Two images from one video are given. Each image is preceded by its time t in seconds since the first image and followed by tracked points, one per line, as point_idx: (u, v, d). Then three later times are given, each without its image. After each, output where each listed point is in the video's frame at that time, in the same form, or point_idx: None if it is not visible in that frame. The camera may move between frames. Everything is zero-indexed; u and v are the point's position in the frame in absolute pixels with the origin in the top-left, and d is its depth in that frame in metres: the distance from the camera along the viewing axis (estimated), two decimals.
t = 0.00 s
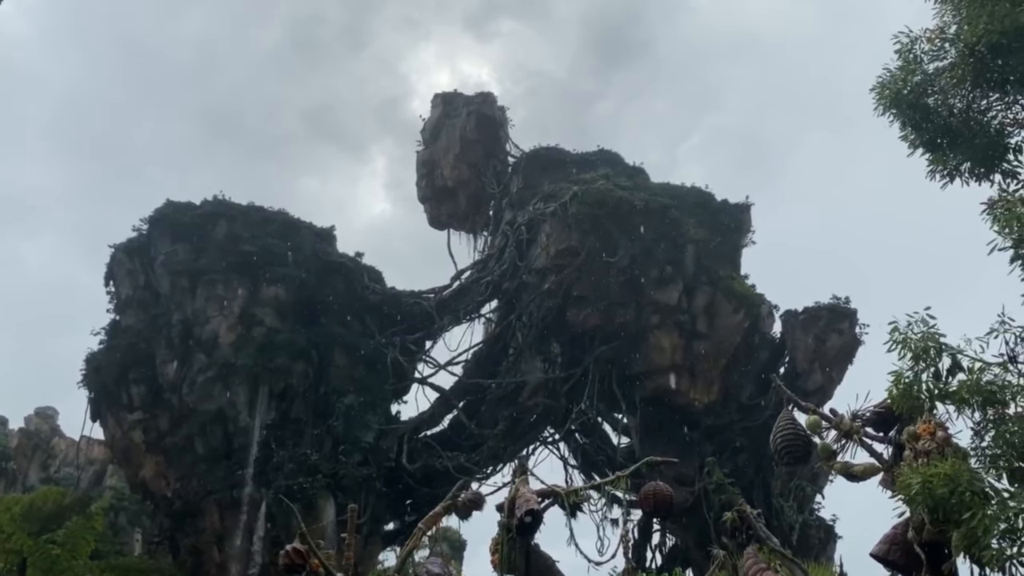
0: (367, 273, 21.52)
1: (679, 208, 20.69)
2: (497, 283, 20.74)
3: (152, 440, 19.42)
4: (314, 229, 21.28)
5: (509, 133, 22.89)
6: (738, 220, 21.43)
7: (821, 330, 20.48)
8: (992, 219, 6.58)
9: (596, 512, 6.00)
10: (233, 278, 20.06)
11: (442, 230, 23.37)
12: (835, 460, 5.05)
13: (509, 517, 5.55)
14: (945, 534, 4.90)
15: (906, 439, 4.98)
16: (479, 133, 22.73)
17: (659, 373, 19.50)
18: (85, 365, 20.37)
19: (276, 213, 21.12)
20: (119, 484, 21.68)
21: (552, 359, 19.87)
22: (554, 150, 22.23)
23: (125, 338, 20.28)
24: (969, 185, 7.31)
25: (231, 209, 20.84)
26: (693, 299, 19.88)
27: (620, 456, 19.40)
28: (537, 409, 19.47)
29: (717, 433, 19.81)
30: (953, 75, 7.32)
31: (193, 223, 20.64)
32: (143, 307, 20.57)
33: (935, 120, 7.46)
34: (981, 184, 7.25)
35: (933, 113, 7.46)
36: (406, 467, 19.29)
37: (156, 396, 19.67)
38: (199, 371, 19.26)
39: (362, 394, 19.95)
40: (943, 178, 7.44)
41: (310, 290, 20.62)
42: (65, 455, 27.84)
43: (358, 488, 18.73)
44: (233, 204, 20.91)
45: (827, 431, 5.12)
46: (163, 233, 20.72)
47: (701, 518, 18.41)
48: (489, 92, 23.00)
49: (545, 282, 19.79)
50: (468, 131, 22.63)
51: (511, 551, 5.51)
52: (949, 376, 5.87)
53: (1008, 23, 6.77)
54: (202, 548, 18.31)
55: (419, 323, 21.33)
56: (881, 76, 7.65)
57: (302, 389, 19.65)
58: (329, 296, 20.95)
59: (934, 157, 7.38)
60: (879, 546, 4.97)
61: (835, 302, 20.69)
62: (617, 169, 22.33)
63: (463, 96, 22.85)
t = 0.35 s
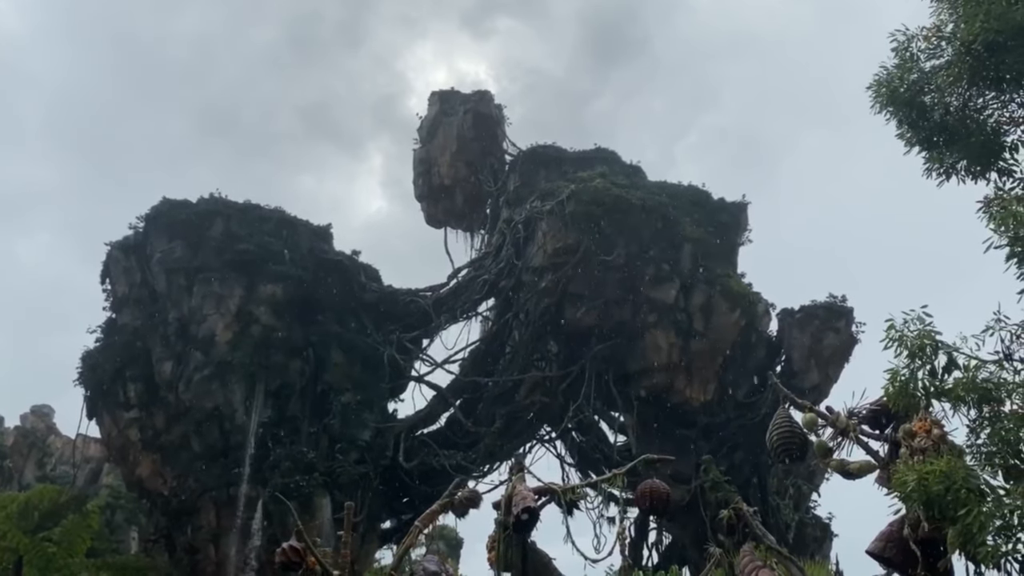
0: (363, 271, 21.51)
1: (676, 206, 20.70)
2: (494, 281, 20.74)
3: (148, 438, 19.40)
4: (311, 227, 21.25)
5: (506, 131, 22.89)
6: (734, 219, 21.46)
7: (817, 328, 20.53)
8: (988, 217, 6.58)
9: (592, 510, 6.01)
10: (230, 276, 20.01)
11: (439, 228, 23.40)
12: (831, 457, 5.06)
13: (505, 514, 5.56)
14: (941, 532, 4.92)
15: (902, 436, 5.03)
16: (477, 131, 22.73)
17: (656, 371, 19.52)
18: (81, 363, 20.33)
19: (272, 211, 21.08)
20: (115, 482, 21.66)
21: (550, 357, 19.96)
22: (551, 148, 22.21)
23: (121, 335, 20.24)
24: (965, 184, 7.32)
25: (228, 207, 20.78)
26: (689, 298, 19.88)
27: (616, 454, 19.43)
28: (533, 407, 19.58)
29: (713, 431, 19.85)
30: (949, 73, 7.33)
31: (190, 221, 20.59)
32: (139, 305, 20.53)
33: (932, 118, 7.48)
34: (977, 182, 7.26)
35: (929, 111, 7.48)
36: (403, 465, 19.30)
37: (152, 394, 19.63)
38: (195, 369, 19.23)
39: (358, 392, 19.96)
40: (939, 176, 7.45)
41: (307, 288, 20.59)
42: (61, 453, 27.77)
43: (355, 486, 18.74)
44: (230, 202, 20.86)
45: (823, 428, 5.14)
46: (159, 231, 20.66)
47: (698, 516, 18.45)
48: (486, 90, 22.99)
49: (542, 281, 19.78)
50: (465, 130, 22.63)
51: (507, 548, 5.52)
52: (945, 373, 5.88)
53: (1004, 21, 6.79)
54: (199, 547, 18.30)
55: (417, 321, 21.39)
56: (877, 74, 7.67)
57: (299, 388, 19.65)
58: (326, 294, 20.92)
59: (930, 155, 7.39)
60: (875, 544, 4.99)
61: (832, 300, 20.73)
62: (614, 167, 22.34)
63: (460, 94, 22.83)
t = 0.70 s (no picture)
0: (360, 265, 21.48)
1: (673, 201, 20.67)
2: (491, 276, 20.74)
3: (145, 433, 19.38)
4: (308, 221, 21.20)
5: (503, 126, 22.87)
6: (731, 214, 21.47)
7: (814, 323, 20.56)
8: (985, 211, 6.58)
9: (589, 505, 6.01)
10: (226, 270, 19.94)
11: (436, 222, 23.38)
12: (828, 451, 5.06)
13: (501, 508, 5.54)
14: (937, 525, 4.90)
15: (898, 429, 4.97)
16: (474, 125, 22.69)
17: (652, 366, 19.52)
18: (77, 357, 20.31)
19: (269, 204, 21.01)
20: (111, 476, 21.67)
21: (546, 351, 19.86)
22: (548, 142, 22.18)
23: (117, 330, 20.21)
24: (962, 178, 7.31)
25: (224, 202, 20.72)
26: (686, 293, 19.87)
27: (612, 448, 19.45)
28: (530, 402, 19.63)
29: (710, 425, 19.87)
30: (947, 67, 7.32)
31: (186, 215, 20.52)
32: (135, 300, 20.49)
33: (929, 112, 7.47)
34: (974, 177, 7.25)
35: (927, 105, 7.48)
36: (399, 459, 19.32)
37: (149, 388, 19.61)
38: (192, 364, 19.21)
39: (355, 387, 19.96)
40: (936, 170, 7.44)
41: (303, 282, 20.54)
42: (57, 447, 27.74)
43: (352, 480, 18.76)
44: (226, 196, 20.79)
45: (819, 422, 5.14)
46: (155, 225, 20.58)
47: (694, 510, 18.52)
48: (484, 84, 22.95)
49: (539, 275, 19.76)
50: (462, 124, 22.59)
51: (503, 543, 5.54)
52: (941, 367, 5.89)
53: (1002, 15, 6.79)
54: (196, 541, 18.35)
55: (414, 316, 21.49)
56: (874, 68, 7.68)
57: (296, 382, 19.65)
58: (323, 288, 20.88)
59: (928, 149, 7.39)
60: (871, 537, 4.91)
61: (829, 295, 20.76)
62: (612, 162, 22.33)
63: (457, 87, 22.78)
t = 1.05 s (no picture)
0: (357, 256, 21.46)
1: (671, 192, 20.66)
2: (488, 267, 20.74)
3: (143, 423, 19.42)
4: (305, 212, 21.16)
5: (501, 117, 22.84)
6: (729, 205, 21.47)
7: (811, 314, 20.60)
8: (982, 201, 6.59)
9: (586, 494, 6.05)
10: (223, 261, 19.92)
11: (433, 213, 23.38)
12: (824, 442, 5.08)
13: (499, 497, 5.54)
14: (932, 515, 4.96)
15: (894, 420, 5.09)
16: (471, 115, 22.66)
17: (649, 357, 19.55)
18: (75, 348, 20.33)
19: (266, 195, 20.97)
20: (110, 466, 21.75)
21: (544, 342, 19.99)
22: (546, 133, 22.16)
23: (115, 320, 20.22)
24: (959, 168, 7.33)
25: (221, 192, 20.68)
26: (683, 284, 19.87)
27: (610, 439, 19.51)
28: (528, 393, 19.69)
29: (707, 416, 19.96)
30: (945, 57, 7.33)
31: (182, 205, 20.40)
32: (133, 290, 20.50)
33: (927, 102, 7.47)
34: (971, 167, 7.27)
35: (925, 95, 7.48)
36: (397, 450, 19.36)
37: (147, 379, 19.63)
38: (189, 354, 19.20)
39: (353, 377, 20.00)
40: (934, 160, 7.46)
41: (301, 273, 20.53)
42: (55, 437, 27.81)
43: (350, 470, 18.79)
44: (223, 187, 20.74)
45: (816, 413, 5.15)
46: (153, 215, 20.56)
47: (691, 500, 18.59)
48: (481, 75, 22.91)
49: (537, 266, 19.76)
50: (460, 114, 22.55)
51: (501, 532, 5.59)
52: (938, 358, 5.91)
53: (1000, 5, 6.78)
54: (194, 531, 18.38)
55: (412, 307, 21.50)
56: (873, 58, 7.69)
57: (293, 373, 19.66)
58: (321, 279, 20.88)
59: (925, 140, 7.40)
60: (867, 526, 5.02)
61: (826, 286, 20.78)
62: (610, 153, 22.31)
63: (455, 78, 22.74)
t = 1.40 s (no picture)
0: (356, 242, 21.43)
1: (670, 177, 20.60)
2: (487, 253, 20.70)
3: (142, 408, 19.45)
4: (303, 198, 21.08)
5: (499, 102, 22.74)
6: (727, 190, 21.43)
7: (809, 300, 20.61)
8: (981, 186, 6.58)
9: (583, 479, 6.09)
10: (221, 247, 19.88)
11: (431, 199, 23.33)
12: (821, 426, 5.09)
13: (498, 482, 5.62)
14: (929, 499, 4.96)
15: (892, 405, 5.05)
16: (469, 100, 22.56)
17: (647, 343, 19.58)
18: (73, 333, 20.34)
19: (264, 180, 20.89)
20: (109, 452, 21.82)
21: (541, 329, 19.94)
22: (544, 119, 22.08)
23: (113, 306, 20.22)
24: (958, 153, 7.31)
25: (218, 177, 20.59)
26: (682, 270, 19.85)
27: (607, 424, 19.55)
28: (526, 378, 19.73)
29: (704, 401, 20.01)
30: (946, 41, 7.30)
31: (179, 190, 20.31)
32: (131, 276, 20.48)
33: (927, 87, 7.44)
34: (970, 152, 7.25)
35: (925, 79, 7.44)
36: (396, 435, 19.40)
37: (145, 364, 19.64)
38: (187, 340, 19.20)
39: (351, 363, 20.02)
40: (933, 145, 7.44)
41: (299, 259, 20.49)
42: (54, 422, 27.87)
43: (348, 456, 18.83)
44: (220, 172, 20.66)
45: (814, 397, 5.16)
46: (150, 201, 20.49)
47: (688, 486, 18.67)
48: (480, 59, 22.80)
49: (535, 252, 19.73)
50: (458, 99, 22.46)
51: (499, 516, 5.66)
52: (935, 343, 5.92)
53: None
54: (192, 516, 18.43)
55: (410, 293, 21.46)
56: (873, 43, 7.65)
57: (292, 358, 19.67)
58: (319, 265, 20.87)
59: (924, 125, 7.39)
60: (864, 510, 5.02)
61: (824, 272, 20.80)
62: (608, 138, 22.25)
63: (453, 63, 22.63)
